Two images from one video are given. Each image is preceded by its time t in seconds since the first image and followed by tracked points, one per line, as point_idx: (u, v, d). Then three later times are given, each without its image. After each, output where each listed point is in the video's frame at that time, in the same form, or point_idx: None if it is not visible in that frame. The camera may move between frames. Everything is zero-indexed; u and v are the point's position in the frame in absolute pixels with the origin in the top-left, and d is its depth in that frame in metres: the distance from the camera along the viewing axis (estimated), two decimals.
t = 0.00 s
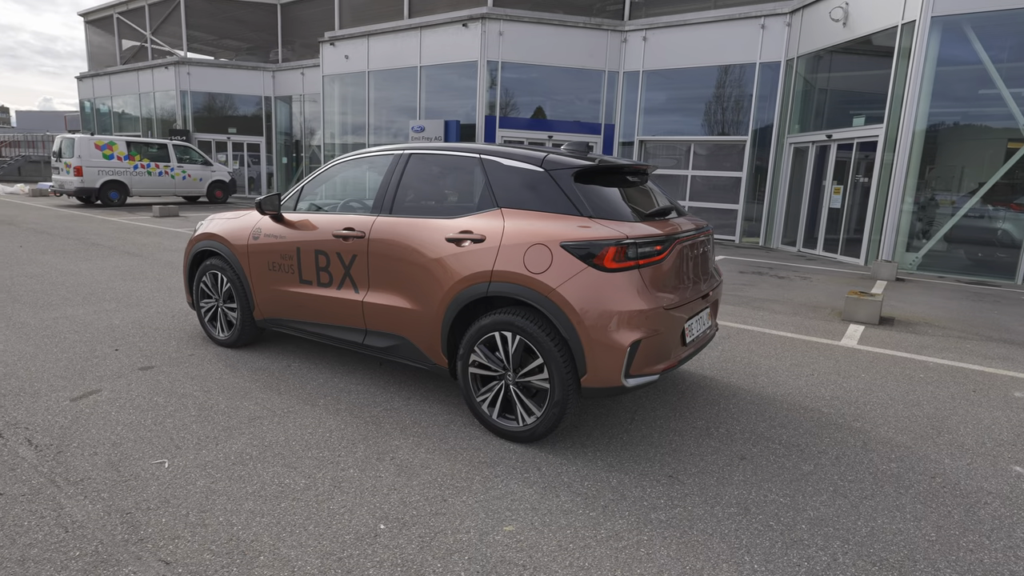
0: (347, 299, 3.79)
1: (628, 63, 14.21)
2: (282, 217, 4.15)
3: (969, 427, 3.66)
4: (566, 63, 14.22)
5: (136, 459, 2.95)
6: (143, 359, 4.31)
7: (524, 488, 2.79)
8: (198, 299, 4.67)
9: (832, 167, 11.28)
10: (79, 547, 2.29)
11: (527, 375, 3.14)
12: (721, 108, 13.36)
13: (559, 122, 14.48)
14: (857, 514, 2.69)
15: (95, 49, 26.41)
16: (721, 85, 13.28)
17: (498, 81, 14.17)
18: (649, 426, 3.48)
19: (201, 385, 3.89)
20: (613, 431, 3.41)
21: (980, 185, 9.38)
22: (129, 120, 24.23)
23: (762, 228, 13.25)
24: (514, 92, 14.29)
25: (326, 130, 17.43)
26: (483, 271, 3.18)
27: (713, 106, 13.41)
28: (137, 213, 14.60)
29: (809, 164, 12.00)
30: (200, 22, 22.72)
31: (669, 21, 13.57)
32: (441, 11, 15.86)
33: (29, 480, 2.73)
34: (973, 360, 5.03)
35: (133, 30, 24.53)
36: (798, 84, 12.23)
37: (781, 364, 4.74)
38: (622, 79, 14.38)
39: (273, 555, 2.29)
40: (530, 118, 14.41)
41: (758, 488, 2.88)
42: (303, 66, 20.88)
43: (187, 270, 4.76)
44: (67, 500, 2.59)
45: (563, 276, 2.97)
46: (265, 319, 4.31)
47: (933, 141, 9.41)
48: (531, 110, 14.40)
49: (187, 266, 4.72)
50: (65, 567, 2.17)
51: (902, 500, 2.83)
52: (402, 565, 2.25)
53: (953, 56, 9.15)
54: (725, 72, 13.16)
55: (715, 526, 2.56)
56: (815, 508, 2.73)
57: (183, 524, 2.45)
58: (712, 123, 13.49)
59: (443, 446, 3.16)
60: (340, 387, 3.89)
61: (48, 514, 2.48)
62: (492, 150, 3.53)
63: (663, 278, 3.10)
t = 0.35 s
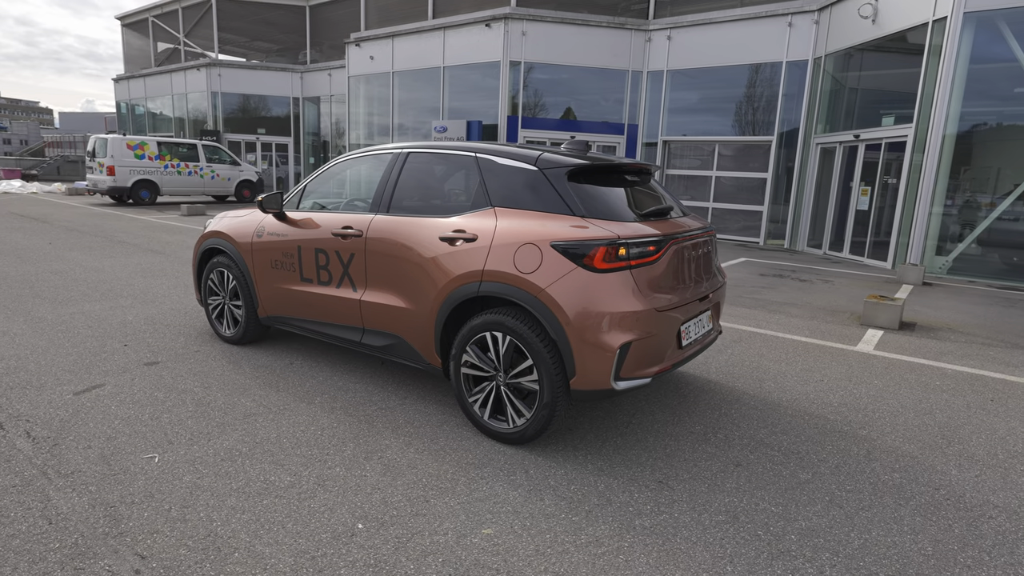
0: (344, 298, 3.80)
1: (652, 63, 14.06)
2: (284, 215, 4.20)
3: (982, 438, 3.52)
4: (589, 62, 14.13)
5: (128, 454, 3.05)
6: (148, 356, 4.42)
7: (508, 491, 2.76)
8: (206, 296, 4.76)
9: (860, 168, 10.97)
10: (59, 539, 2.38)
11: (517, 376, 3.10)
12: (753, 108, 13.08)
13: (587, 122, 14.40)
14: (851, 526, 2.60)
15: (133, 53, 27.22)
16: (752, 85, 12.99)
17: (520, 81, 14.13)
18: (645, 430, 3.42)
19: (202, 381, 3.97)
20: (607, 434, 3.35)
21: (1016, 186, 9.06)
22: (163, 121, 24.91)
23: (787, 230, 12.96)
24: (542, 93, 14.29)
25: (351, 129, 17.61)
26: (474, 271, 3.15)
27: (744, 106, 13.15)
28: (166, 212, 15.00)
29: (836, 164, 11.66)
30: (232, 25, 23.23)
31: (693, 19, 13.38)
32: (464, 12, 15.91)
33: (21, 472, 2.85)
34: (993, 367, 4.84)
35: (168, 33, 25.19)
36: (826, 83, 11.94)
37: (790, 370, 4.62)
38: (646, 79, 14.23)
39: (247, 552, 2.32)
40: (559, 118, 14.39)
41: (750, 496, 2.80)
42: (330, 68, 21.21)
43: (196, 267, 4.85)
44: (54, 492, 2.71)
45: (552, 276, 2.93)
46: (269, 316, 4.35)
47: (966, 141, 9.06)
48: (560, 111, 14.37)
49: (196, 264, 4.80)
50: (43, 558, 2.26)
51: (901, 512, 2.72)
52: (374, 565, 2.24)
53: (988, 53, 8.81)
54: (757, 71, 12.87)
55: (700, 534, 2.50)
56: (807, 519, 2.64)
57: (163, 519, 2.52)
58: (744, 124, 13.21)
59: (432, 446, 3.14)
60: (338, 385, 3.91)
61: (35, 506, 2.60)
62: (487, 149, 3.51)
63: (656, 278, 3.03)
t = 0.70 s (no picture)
0: (349, 296, 3.85)
1: (681, 60, 13.85)
2: (295, 214, 4.28)
3: (1006, 452, 3.34)
4: (616, 60, 14.01)
5: (134, 444, 3.11)
6: (165, 350, 4.55)
7: (497, 491, 2.74)
8: (223, 294, 4.89)
9: (898, 167, 10.59)
10: (60, 524, 2.43)
11: (512, 376, 3.08)
12: (790, 105, 12.72)
13: (621, 122, 14.36)
14: (850, 539, 2.48)
15: (175, 58, 28.16)
16: (790, 81, 12.62)
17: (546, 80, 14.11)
18: (645, 434, 3.35)
19: (212, 375, 4.06)
20: (605, 437, 3.30)
21: None
22: (203, 123, 25.72)
23: (820, 232, 12.58)
24: (575, 92, 14.25)
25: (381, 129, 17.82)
26: (471, 270, 3.15)
27: (782, 104, 12.78)
28: (202, 210, 15.47)
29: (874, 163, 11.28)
30: (269, 29, 23.80)
31: (724, 15, 13.12)
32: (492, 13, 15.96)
33: (33, 458, 2.93)
34: None
35: (208, 37, 25.95)
36: (863, 78, 11.55)
37: (807, 375, 4.46)
38: (675, 77, 14.03)
39: (234, 543, 2.34)
40: (592, 118, 14.33)
41: (747, 504, 2.71)
42: (362, 70, 21.55)
43: (213, 264, 4.99)
44: (61, 479, 2.77)
45: (545, 276, 2.90)
46: (280, 314, 4.44)
47: (1013, 140, 8.60)
48: (593, 110, 14.31)
49: (213, 262, 4.93)
50: (43, 542, 2.31)
51: (906, 527, 2.59)
52: (354, 562, 2.25)
53: None
54: (795, 67, 12.50)
55: (688, 541, 2.44)
56: (804, 530, 2.54)
57: (159, 508, 2.56)
58: (780, 122, 12.85)
59: (427, 445, 3.14)
60: (342, 383, 3.95)
61: (41, 491, 2.66)
62: (487, 148, 3.52)
63: (654, 279, 2.96)
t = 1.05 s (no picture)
0: (356, 293, 3.85)
1: (709, 59, 13.62)
2: (307, 212, 4.31)
3: None
4: (642, 59, 13.88)
5: (140, 436, 3.16)
6: (181, 343, 4.63)
7: (493, 493, 2.69)
8: (238, 289, 4.95)
9: (935, 168, 10.20)
10: (61, 512, 2.47)
11: (513, 376, 3.04)
12: (824, 104, 12.32)
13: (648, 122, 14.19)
14: (860, 556, 2.34)
15: (212, 59, 28.86)
16: (824, 79, 12.23)
17: (570, 79, 14.04)
18: (651, 439, 3.26)
19: (223, 369, 4.12)
20: (609, 441, 3.22)
21: None
22: (237, 123, 26.35)
23: (852, 234, 12.20)
24: (604, 92, 14.12)
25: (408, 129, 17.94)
26: (473, 268, 3.12)
27: (816, 103, 12.39)
28: (232, 208, 15.79)
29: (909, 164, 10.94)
30: (301, 30, 24.21)
31: (754, 12, 12.85)
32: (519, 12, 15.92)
33: (43, 446, 3.00)
34: None
35: (242, 39, 26.51)
36: (900, 75, 11.16)
37: (826, 382, 4.30)
38: (702, 75, 13.81)
39: (226, 537, 2.35)
40: (621, 118, 14.17)
41: (752, 515, 2.60)
42: (390, 70, 21.76)
43: (230, 260, 5.06)
44: (68, 467, 2.83)
45: (546, 275, 2.85)
46: (292, 310, 4.48)
47: None
48: (621, 110, 14.17)
49: (229, 258, 5.00)
50: (43, 529, 2.35)
51: (922, 544, 2.43)
52: (342, 561, 2.22)
53: None
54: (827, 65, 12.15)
55: (686, 552, 2.34)
56: (810, 544, 2.41)
57: (158, 499, 2.59)
58: (814, 121, 12.46)
59: (427, 444, 3.12)
60: (349, 379, 3.96)
61: (47, 479, 2.71)
62: (493, 145, 3.48)
63: (660, 279, 2.87)
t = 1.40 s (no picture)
0: (366, 292, 3.87)
1: (732, 60, 13.44)
2: (320, 212, 4.34)
3: None
4: (664, 60, 13.75)
5: (150, 430, 3.21)
6: (198, 340, 4.70)
7: (493, 498, 2.67)
8: (255, 287, 5.02)
9: (966, 171, 9.89)
10: (68, 504, 2.52)
11: (516, 378, 3.02)
12: (851, 106, 12.03)
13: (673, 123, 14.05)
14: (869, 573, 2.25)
15: (243, 62, 29.46)
16: (852, 81, 11.93)
17: (591, 81, 13.98)
18: (658, 445, 3.20)
19: (235, 366, 4.17)
20: (614, 446, 3.18)
21: None
22: (266, 125, 26.89)
23: (879, 238, 11.89)
24: (628, 93, 14.02)
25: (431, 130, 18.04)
26: (478, 269, 3.10)
27: (844, 104, 12.10)
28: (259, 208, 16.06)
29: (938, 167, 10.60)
30: (328, 33, 24.55)
31: (778, 12, 12.63)
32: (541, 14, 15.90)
33: (57, 439, 3.07)
34: None
35: (271, 43, 27.01)
36: (930, 75, 10.84)
37: (844, 390, 4.17)
38: (725, 76, 13.63)
39: (224, 533, 2.36)
40: (644, 120, 14.07)
41: (758, 527, 2.52)
42: (414, 72, 21.92)
43: (248, 258, 5.13)
44: (78, 459, 2.89)
45: (550, 277, 2.82)
46: (305, 308, 4.52)
47: None
48: (645, 112, 14.08)
49: (247, 256, 5.07)
50: (49, 521, 2.40)
51: (936, 563, 2.32)
52: (336, 562, 2.22)
53: None
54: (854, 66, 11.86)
55: (687, 562, 2.28)
56: (818, 559, 2.32)
57: (162, 494, 2.62)
58: (842, 123, 12.18)
59: (430, 445, 3.11)
60: (358, 378, 3.98)
61: (58, 471, 2.77)
62: (501, 145, 3.47)
63: (667, 282, 2.82)
